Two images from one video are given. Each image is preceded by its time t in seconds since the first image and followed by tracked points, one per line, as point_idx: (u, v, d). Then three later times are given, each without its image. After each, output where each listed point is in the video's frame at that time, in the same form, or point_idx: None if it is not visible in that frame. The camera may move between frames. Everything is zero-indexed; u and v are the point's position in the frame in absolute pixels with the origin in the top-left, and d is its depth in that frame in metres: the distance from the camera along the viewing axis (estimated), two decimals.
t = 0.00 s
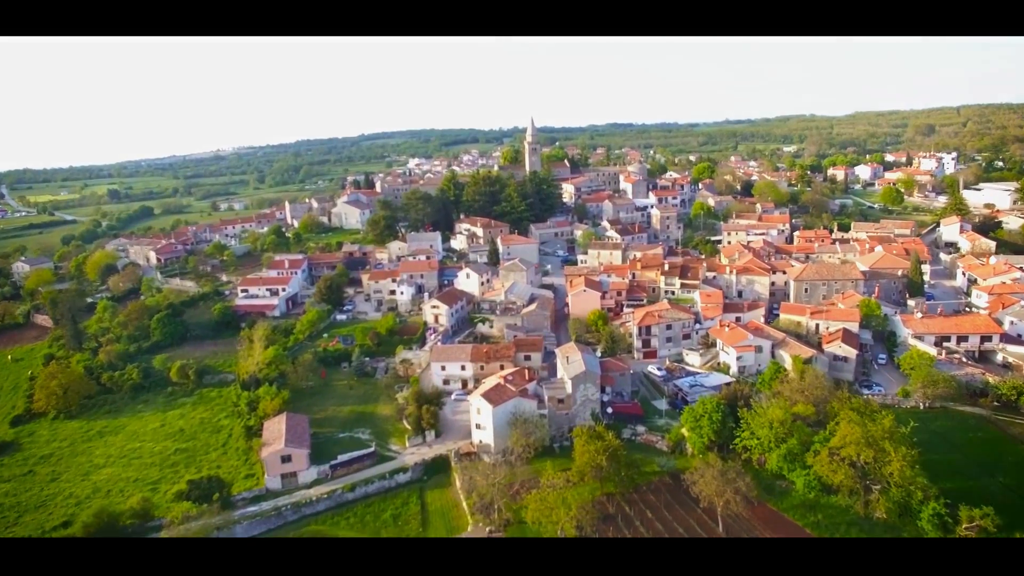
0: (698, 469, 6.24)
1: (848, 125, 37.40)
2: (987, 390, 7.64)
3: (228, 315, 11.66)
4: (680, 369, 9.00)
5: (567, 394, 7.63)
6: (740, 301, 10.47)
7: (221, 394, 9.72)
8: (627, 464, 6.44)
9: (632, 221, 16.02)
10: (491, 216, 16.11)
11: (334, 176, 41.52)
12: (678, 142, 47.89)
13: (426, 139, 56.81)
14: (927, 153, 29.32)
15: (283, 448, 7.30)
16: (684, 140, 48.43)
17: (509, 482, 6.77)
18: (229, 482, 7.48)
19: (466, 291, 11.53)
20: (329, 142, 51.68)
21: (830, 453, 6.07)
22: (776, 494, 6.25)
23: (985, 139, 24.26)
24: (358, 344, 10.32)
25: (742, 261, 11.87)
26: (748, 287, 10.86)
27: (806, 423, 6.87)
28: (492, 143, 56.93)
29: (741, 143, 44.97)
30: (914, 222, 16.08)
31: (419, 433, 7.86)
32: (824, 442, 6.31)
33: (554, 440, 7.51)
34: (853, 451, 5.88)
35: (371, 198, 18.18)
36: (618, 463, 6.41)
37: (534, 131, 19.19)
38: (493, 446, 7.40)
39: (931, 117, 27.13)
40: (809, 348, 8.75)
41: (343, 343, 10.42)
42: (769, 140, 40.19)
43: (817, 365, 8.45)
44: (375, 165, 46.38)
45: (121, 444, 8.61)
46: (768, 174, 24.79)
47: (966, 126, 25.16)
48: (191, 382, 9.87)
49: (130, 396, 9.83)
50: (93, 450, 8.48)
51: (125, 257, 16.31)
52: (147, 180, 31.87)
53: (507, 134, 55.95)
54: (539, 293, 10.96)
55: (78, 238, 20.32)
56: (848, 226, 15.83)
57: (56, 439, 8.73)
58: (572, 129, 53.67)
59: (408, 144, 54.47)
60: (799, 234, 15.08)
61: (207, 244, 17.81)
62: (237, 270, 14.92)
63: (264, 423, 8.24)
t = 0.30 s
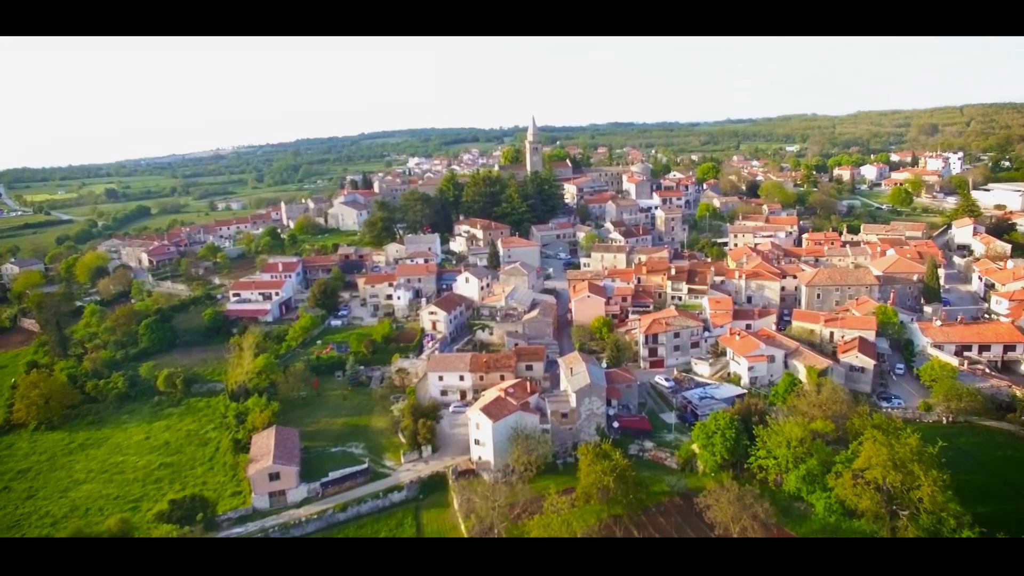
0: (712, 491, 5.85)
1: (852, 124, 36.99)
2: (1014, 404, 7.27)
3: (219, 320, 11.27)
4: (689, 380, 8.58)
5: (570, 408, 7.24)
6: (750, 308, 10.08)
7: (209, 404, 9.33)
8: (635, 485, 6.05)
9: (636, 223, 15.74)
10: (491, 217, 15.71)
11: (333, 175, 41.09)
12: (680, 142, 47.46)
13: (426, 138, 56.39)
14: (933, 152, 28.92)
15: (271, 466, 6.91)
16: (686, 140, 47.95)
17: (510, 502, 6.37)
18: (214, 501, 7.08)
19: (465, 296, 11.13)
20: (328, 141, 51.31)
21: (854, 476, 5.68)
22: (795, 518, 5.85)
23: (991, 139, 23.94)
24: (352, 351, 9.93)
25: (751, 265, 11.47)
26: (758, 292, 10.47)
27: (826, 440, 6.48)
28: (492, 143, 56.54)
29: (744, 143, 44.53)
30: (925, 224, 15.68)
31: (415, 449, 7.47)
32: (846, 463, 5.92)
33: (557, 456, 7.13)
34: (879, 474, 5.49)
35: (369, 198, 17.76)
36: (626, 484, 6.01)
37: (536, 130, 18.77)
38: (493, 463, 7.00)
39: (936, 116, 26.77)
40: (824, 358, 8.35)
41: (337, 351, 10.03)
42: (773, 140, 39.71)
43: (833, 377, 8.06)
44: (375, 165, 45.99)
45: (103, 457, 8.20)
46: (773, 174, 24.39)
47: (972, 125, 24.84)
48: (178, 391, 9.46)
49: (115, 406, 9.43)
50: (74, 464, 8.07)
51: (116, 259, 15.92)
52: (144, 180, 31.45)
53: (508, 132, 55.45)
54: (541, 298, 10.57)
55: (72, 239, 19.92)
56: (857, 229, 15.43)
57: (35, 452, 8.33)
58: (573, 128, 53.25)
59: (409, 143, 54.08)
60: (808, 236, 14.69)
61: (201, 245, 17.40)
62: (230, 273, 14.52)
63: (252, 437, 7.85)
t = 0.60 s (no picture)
0: (727, 517, 5.44)
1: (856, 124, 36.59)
2: None
3: (209, 326, 10.87)
4: (698, 392, 8.12)
5: (575, 424, 6.83)
6: (761, 315, 9.67)
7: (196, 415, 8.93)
8: (644, 510, 5.65)
9: (640, 225, 15.33)
10: (491, 219, 15.30)
11: (332, 175, 40.63)
12: (681, 141, 47.04)
13: (426, 138, 56.02)
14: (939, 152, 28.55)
15: (257, 485, 6.51)
16: (689, 139, 47.48)
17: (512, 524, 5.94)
18: (197, 522, 6.68)
19: (464, 302, 10.75)
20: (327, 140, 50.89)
21: (881, 501, 5.27)
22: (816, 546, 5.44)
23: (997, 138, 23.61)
24: (346, 360, 9.51)
25: (761, 270, 11.05)
26: (769, 298, 10.08)
27: (848, 461, 6.07)
28: (492, 142, 56.17)
29: (746, 143, 44.14)
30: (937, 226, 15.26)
31: (410, 466, 7.07)
32: (871, 487, 5.51)
33: (560, 474, 6.73)
34: (909, 500, 5.08)
35: (367, 198, 17.34)
36: (634, 509, 5.61)
37: (537, 129, 18.33)
38: (493, 483, 6.60)
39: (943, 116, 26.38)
40: (840, 369, 7.93)
41: (331, 359, 9.63)
42: (777, 139, 39.24)
43: (851, 390, 7.63)
44: (374, 164, 45.60)
45: (82, 473, 7.78)
46: (778, 175, 23.95)
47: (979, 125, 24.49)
48: (164, 402, 9.05)
49: (98, 418, 9.00)
50: (51, 480, 7.64)
51: (107, 261, 15.52)
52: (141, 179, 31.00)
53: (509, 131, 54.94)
54: (544, 304, 10.16)
55: (65, 240, 19.52)
56: (868, 231, 15.01)
57: (11, 467, 7.90)
58: (574, 128, 52.85)
59: (408, 142, 53.64)
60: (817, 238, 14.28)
61: (194, 246, 16.98)
62: (223, 276, 14.11)
63: (239, 453, 7.45)
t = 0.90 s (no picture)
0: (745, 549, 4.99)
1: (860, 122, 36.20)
2: None
3: (196, 333, 10.45)
4: (709, 406, 7.70)
5: (580, 443, 6.37)
6: (773, 323, 9.25)
7: (181, 428, 8.48)
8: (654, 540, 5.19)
9: (645, 227, 14.91)
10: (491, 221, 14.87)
11: (330, 174, 40.21)
12: (683, 140, 46.65)
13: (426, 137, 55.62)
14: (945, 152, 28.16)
15: (240, 509, 6.10)
16: (690, 139, 47.05)
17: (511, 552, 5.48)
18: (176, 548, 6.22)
19: (463, 308, 10.32)
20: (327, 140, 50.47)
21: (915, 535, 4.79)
22: None
23: (1005, 137, 23.23)
24: (338, 370, 9.07)
25: (772, 275, 10.63)
26: (781, 305, 9.71)
27: (875, 486, 5.60)
28: (493, 141, 55.76)
29: (748, 142, 43.75)
30: (949, 228, 14.87)
31: (404, 487, 6.62)
32: (903, 517, 5.04)
33: (563, 496, 6.28)
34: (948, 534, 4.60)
35: (363, 199, 16.90)
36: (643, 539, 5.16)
37: (538, 129, 17.89)
38: (491, 507, 6.15)
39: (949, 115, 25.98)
40: (859, 382, 7.48)
41: (322, 369, 9.21)
42: (780, 139, 38.81)
43: (873, 406, 7.16)
44: (374, 164, 45.21)
45: (57, 492, 7.32)
46: (783, 175, 23.52)
47: (987, 124, 24.09)
48: (148, 415, 8.60)
49: (78, 431, 8.54)
50: (23, 500, 7.18)
51: (96, 264, 15.06)
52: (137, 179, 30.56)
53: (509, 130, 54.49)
54: (546, 312, 9.73)
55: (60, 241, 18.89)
56: (879, 234, 14.59)
57: None
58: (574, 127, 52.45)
59: (409, 141, 53.24)
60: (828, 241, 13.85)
61: (185, 248, 16.55)
62: (214, 280, 13.70)
63: (222, 472, 7.00)
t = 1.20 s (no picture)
0: None
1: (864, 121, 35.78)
2: None
3: (181, 342, 10.06)
4: (720, 422, 7.24)
5: (583, 467, 5.90)
6: (786, 333, 8.81)
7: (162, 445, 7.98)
8: None
9: (649, 230, 14.45)
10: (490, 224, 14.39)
11: (329, 173, 39.77)
12: (685, 139, 46.22)
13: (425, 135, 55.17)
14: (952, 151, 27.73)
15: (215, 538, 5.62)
16: (692, 138, 46.56)
17: None
18: None
19: (460, 316, 9.97)
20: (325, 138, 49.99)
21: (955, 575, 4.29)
22: None
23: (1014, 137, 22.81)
24: (327, 383, 8.63)
25: (783, 281, 10.20)
26: (794, 314, 9.26)
27: (907, 519, 5.10)
28: (493, 140, 55.28)
29: (750, 141, 43.33)
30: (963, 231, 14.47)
31: (395, 512, 6.14)
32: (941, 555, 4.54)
33: (565, 525, 5.81)
34: None
35: (358, 200, 16.45)
36: None
37: (539, 128, 17.42)
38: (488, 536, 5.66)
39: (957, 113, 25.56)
40: (880, 398, 7.01)
41: (312, 381, 8.77)
42: (783, 137, 38.35)
43: (895, 425, 6.68)
44: (373, 163, 44.79)
45: (24, 514, 6.79)
46: (788, 175, 23.07)
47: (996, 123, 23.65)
48: (126, 430, 8.09)
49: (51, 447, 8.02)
50: None
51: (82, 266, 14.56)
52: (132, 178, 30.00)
53: (510, 129, 54.01)
54: (546, 320, 9.28)
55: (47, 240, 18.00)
56: (891, 237, 14.13)
57: None
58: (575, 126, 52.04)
59: (408, 140, 52.79)
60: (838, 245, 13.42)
61: (175, 251, 16.09)
62: (203, 285, 13.28)
63: (201, 496, 6.49)
